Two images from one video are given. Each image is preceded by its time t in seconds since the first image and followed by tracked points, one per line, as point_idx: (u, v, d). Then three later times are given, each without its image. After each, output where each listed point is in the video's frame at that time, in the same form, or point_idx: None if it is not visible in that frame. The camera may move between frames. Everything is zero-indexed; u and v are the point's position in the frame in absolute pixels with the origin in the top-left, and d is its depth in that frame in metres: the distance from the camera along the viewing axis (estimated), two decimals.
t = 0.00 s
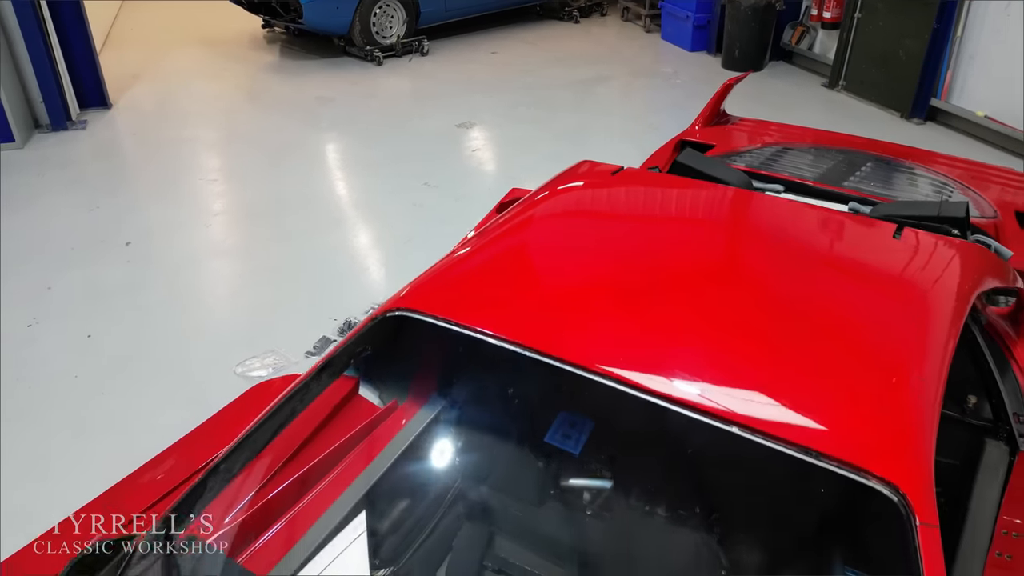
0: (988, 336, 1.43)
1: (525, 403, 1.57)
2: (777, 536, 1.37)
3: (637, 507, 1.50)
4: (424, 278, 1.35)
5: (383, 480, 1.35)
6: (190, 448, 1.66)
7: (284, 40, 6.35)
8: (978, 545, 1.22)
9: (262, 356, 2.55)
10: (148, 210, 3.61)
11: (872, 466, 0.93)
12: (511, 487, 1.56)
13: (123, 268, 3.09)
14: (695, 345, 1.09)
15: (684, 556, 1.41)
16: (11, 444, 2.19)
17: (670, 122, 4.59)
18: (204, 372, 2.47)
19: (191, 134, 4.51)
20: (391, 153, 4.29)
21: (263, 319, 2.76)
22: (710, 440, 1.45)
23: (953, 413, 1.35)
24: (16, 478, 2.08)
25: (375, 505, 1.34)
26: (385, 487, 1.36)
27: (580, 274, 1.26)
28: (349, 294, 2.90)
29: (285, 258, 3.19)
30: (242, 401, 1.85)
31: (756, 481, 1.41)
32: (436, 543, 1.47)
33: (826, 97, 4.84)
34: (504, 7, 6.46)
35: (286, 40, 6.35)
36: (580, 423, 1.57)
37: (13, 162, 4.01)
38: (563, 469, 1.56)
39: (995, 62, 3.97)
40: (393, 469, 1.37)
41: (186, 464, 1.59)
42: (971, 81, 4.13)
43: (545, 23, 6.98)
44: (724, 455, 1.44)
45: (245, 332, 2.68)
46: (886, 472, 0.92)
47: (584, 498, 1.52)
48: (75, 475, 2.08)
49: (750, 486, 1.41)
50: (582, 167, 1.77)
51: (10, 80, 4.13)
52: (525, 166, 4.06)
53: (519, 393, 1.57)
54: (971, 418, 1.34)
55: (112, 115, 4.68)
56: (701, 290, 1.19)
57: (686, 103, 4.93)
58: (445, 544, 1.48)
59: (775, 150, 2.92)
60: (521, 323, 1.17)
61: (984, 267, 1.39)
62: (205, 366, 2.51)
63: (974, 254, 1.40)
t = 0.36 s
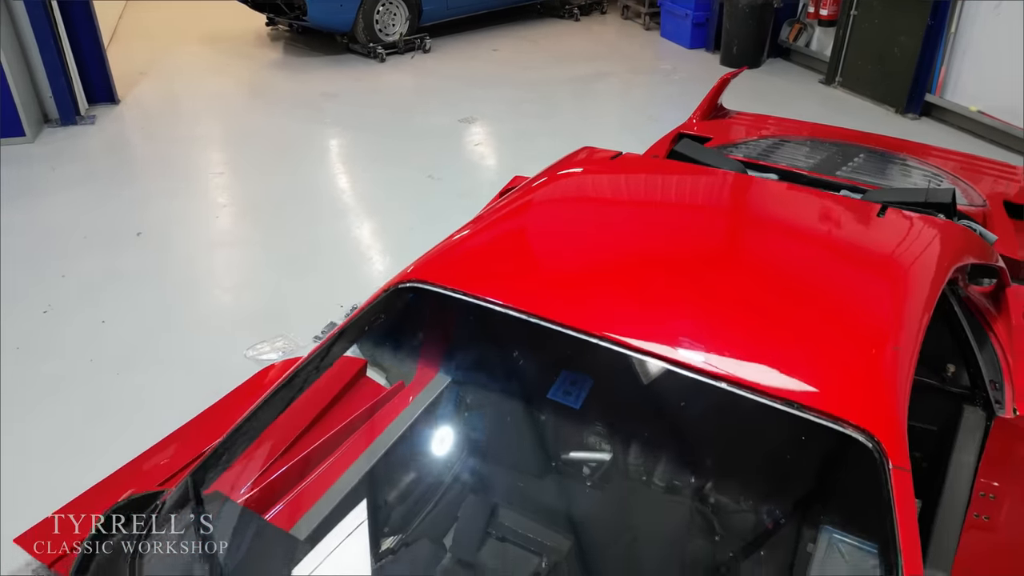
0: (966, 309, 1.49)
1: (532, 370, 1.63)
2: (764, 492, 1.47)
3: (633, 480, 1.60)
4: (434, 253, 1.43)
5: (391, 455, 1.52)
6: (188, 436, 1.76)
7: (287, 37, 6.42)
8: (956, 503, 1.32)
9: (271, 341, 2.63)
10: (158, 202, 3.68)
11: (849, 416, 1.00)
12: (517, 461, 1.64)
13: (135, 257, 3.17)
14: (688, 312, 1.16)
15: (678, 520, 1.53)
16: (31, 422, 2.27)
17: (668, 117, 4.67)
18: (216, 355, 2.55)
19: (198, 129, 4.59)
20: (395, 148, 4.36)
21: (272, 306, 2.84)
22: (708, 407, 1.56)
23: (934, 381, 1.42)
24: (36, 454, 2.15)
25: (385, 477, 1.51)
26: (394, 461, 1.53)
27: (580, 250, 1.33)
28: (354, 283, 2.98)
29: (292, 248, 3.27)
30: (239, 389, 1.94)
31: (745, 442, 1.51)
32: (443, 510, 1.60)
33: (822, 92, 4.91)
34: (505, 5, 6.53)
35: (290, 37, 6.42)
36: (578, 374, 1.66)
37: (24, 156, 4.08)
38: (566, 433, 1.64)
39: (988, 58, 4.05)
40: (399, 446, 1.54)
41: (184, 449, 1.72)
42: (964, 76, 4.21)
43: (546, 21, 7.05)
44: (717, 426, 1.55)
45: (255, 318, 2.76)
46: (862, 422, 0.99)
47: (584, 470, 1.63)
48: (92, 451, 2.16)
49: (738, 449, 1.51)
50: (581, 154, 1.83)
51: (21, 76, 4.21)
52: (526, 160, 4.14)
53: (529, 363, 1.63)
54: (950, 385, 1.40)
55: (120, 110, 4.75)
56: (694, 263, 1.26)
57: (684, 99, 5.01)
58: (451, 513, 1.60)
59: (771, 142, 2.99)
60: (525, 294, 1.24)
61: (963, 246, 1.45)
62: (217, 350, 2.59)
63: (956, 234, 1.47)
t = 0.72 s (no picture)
0: (949, 287, 1.54)
1: (526, 355, 1.72)
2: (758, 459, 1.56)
3: (626, 453, 1.70)
4: (441, 230, 1.49)
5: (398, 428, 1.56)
6: (190, 423, 1.85)
7: (291, 35, 6.50)
8: (937, 466, 1.39)
9: (279, 327, 2.70)
10: (167, 195, 3.76)
11: (831, 375, 1.07)
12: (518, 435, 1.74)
13: (146, 247, 3.24)
14: (681, 282, 1.23)
15: (676, 487, 1.63)
16: (48, 401, 2.33)
17: (667, 113, 4.74)
18: (227, 340, 2.63)
19: (205, 124, 4.66)
20: (398, 143, 4.43)
21: (280, 293, 2.91)
22: (703, 378, 1.66)
23: (915, 353, 1.51)
24: (54, 431, 2.22)
25: (392, 447, 1.55)
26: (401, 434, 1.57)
27: (579, 227, 1.40)
28: (361, 272, 3.06)
29: (298, 239, 3.35)
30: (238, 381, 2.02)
31: (738, 411, 1.60)
32: (447, 482, 1.65)
33: (819, 89, 4.99)
34: (506, 3, 6.61)
35: (293, 35, 6.49)
36: (575, 338, 1.74)
37: (34, 150, 4.16)
38: (569, 409, 1.75)
39: (981, 54, 4.13)
40: (405, 419, 1.58)
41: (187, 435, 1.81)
42: (958, 72, 4.28)
43: (546, 19, 7.12)
44: (713, 395, 1.64)
45: (263, 305, 2.83)
46: (843, 380, 1.06)
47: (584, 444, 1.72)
48: (109, 429, 2.22)
49: (733, 419, 1.60)
50: (579, 142, 1.89)
51: (31, 72, 4.28)
52: (527, 154, 4.21)
53: (517, 349, 1.72)
54: (931, 356, 1.50)
55: (128, 106, 4.82)
56: (687, 238, 1.33)
57: (683, 95, 5.08)
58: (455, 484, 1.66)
59: (767, 134, 3.07)
60: (528, 267, 1.31)
61: (947, 225, 1.53)
62: (228, 335, 2.66)
63: (940, 215, 1.54)
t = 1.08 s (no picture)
0: (936, 268, 1.62)
1: (526, 334, 1.78)
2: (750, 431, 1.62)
3: (626, 429, 1.75)
4: (448, 211, 1.56)
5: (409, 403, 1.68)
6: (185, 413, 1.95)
7: (294, 33, 6.57)
8: (920, 437, 1.46)
9: (288, 315, 2.78)
10: (174, 188, 3.84)
11: (817, 339, 1.13)
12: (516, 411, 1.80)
13: (156, 237, 3.32)
14: (677, 256, 1.30)
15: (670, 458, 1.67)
16: (64, 382, 2.41)
17: (665, 109, 4.82)
18: (236, 327, 2.70)
19: (210, 119, 4.74)
20: (400, 138, 4.50)
21: (287, 283, 2.99)
22: (700, 359, 1.79)
23: (899, 328, 1.59)
24: (71, 411, 2.29)
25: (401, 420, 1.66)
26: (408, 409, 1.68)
27: (580, 208, 1.47)
28: (365, 263, 3.14)
29: (304, 231, 3.42)
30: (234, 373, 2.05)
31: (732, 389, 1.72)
32: (453, 456, 1.68)
33: (816, 85, 5.06)
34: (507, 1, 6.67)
35: (297, 33, 6.57)
36: (576, 308, 1.82)
37: (44, 144, 4.23)
38: (564, 384, 1.81)
39: (975, 50, 4.20)
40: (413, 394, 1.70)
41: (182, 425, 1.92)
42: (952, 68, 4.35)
43: (547, 17, 7.19)
44: (712, 370, 1.77)
45: (270, 295, 2.91)
46: (827, 343, 1.13)
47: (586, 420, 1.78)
48: (125, 410, 2.30)
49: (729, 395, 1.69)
50: (578, 129, 1.95)
51: (40, 67, 4.36)
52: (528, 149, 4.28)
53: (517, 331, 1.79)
54: (914, 331, 1.57)
55: (134, 102, 4.90)
56: (682, 217, 1.40)
57: (682, 92, 5.15)
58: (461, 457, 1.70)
59: (763, 128, 3.14)
60: (532, 244, 1.38)
61: (932, 207, 1.61)
62: (236, 323, 2.73)
63: (925, 197, 1.61)
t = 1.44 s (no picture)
0: (921, 250, 1.69)
1: (528, 313, 1.85)
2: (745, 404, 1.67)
3: (625, 406, 1.80)
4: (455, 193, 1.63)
5: (415, 380, 1.78)
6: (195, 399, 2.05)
7: (298, 30, 6.64)
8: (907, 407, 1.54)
9: (297, 301, 2.86)
10: (182, 181, 3.91)
11: (804, 308, 1.21)
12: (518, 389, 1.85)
13: (166, 229, 3.39)
14: (674, 233, 1.37)
15: (665, 432, 1.71)
16: (79, 366, 2.48)
17: (664, 105, 4.89)
18: (246, 314, 2.78)
19: (216, 115, 4.80)
20: (404, 133, 4.58)
21: (295, 272, 3.07)
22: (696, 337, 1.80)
23: (883, 305, 1.67)
24: (88, 392, 2.36)
25: (407, 400, 1.75)
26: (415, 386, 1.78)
27: (581, 189, 1.54)
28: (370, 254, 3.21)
29: (311, 223, 3.50)
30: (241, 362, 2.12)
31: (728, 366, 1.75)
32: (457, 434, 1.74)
33: (813, 81, 5.12)
34: None
35: (300, 30, 6.64)
36: (577, 280, 1.84)
37: (54, 139, 4.30)
38: (567, 360, 1.88)
39: (969, 47, 4.26)
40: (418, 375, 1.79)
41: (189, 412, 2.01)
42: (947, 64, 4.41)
43: (547, 15, 7.26)
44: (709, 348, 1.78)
45: (279, 283, 2.99)
46: (814, 313, 1.20)
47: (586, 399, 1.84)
48: (139, 392, 2.36)
49: (724, 371, 1.73)
50: (578, 119, 2.01)
51: (50, 63, 4.43)
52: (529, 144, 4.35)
53: (520, 312, 1.86)
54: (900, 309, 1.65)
55: (141, 98, 4.97)
56: (678, 197, 1.47)
57: (681, 88, 5.22)
58: (464, 436, 1.75)
59: (760, 121, 3.20)
60: (536, 223, 1.45)
61: (923, 191, 1.66)
62: (246, 310, 2.81)
63: (914, 180, 1.67)
